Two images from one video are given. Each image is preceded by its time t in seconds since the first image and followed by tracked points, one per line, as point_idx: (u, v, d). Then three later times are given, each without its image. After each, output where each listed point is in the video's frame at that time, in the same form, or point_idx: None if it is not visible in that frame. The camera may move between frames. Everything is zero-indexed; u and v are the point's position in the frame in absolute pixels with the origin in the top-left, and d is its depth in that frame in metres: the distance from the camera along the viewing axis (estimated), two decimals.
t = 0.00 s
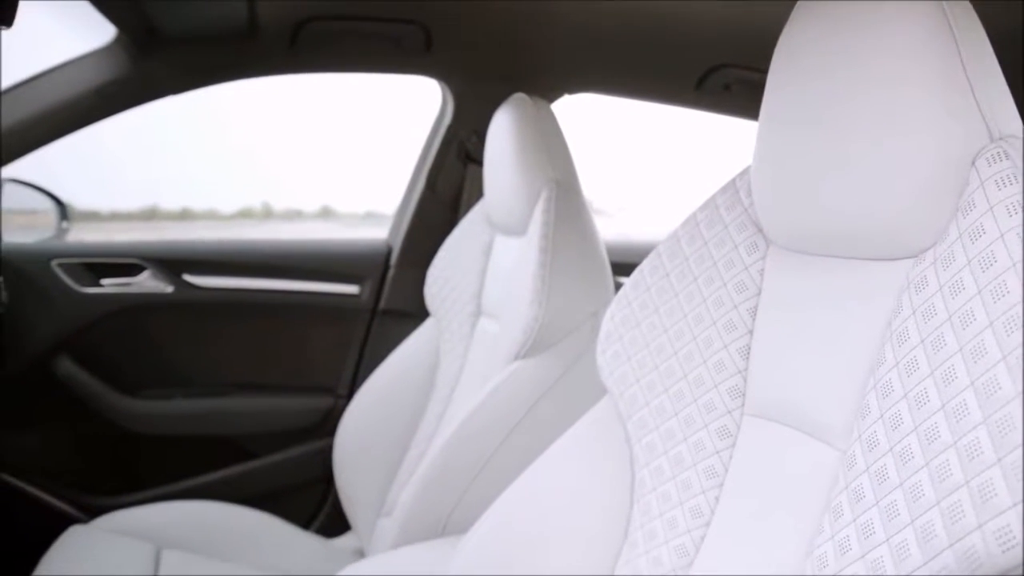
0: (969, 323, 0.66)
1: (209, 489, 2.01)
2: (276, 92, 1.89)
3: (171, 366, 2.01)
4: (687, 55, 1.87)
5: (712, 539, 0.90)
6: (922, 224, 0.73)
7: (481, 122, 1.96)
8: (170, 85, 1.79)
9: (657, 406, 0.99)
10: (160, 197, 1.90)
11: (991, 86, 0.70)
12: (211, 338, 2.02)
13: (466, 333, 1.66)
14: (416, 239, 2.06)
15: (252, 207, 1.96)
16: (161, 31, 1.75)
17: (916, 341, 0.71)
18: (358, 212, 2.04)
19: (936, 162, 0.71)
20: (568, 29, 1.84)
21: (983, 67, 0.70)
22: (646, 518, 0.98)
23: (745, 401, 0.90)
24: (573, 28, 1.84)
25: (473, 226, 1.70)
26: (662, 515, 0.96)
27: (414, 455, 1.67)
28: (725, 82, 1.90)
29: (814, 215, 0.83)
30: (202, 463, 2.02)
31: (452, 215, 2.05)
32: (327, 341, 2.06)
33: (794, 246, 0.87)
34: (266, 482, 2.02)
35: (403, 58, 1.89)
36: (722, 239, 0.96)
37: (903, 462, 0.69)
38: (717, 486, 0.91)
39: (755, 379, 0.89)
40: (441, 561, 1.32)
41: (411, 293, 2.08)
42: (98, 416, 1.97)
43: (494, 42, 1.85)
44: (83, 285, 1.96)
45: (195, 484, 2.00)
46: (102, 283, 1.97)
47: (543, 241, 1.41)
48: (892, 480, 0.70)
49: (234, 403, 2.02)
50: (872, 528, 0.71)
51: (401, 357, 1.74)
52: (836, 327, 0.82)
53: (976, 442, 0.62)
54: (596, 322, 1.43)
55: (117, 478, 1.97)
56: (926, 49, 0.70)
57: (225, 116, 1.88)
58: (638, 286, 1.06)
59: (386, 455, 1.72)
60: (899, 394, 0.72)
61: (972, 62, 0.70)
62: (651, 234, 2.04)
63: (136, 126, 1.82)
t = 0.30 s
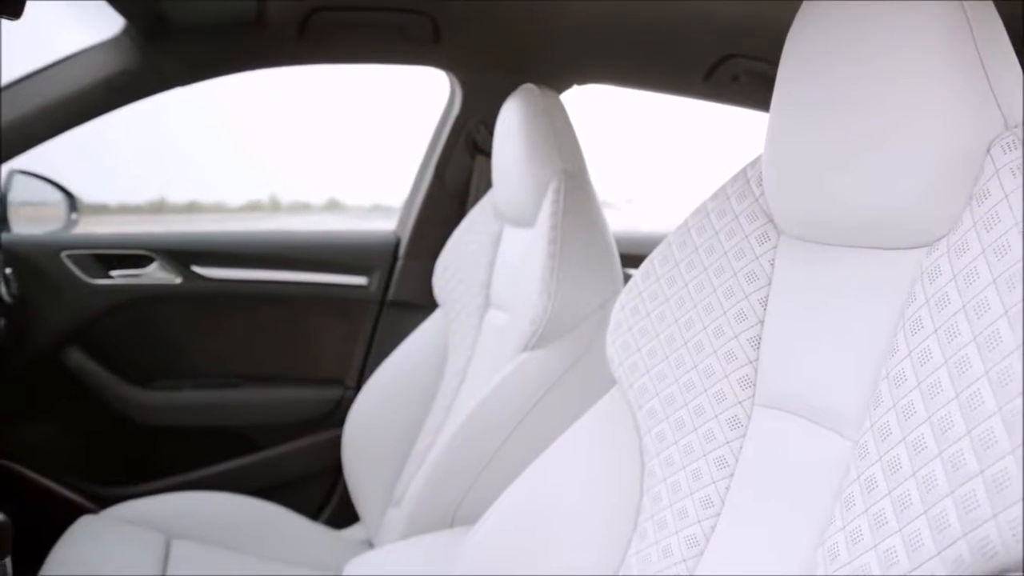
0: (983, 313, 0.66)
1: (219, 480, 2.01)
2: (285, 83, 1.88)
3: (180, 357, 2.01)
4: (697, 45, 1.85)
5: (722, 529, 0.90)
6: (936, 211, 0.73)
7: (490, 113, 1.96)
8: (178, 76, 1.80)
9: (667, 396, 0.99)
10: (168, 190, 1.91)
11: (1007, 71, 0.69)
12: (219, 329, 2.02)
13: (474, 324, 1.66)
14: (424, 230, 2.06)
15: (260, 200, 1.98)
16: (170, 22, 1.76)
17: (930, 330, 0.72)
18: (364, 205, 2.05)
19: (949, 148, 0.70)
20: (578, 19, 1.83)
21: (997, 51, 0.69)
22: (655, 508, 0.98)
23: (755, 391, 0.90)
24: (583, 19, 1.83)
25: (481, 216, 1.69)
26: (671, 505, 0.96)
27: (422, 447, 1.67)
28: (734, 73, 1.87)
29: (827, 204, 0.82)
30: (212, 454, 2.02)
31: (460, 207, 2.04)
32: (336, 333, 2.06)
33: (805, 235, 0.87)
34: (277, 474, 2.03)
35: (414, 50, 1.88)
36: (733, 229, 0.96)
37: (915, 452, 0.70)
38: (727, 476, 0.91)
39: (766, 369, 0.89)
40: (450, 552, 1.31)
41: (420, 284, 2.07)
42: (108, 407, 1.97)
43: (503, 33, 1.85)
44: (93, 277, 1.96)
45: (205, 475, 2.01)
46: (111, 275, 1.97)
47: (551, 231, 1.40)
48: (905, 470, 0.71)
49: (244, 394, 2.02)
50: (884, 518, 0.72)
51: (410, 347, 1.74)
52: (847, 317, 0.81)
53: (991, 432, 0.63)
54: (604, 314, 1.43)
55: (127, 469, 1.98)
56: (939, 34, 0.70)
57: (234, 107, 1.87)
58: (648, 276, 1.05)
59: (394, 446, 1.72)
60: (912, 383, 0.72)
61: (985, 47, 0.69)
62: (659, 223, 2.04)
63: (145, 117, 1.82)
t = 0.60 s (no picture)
0: (996, 303, 0.66)
1: (226, 472, 2.01)
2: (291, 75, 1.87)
3: (187, 349, 2.02)
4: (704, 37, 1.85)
5: (731, 521, 0.90)
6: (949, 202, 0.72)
7: (497, 105, 1.96)
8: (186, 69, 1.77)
9: (675, 387, 0.99)
10: (174, 184, 1.91)
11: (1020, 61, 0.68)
12: (228, 322, 2.02)
13: (481, 316, 1.66)
14: (432, 222, 2.06)
15: (266, 194, 1.97)
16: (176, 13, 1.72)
17: (941, 321, 0.71)
18: (371, 199, 2.05)
19: (964, 137, 0.69)
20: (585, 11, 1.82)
21: (1012, 42, 0.68)
22: (664, 499, 0.98)
23: (765, 382, 0.90)
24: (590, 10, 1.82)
25: (489, 208, 1.69)
26: (680, 497, 0.96)
27: (430, 439, 1.67)
28: (740, 65, 1.89)
29: (837, 194, 0.82)
30: (219, 446, 2.03)
31: (467, 199, 2.05)
32: (343, 325, 2.06)
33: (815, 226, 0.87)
34: (281, 464, 2.03)
35: (423, 43, 1.87)
36: (742, 220, 0.96)
37: (926, 443, 0.70)
38: (736, 467, 0.90)
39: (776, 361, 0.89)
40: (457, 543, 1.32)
41: (427, 276, 2.08)
42: (116, 400, 1.98)
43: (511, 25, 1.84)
44: (101, 270, 1.96)
45: (212, 467, 2.01)
46: (119, 267, 1.97)
47: (559, 223, 1.40)
48: (915, 461, 0.70)
49: (252, 386, 2.03)
50: (895, 510, 0.72)
51: (418, 338, 1.74)
52: (858, 308, 0.81)
53: (1003, 422, 0.63)
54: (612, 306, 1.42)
55: (135, 461, 1.98)
56: (955, 21, 0.69)
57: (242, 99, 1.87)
58: (657, 268, 1.04)
59: (402, 438, 1.72)
60: (923, 374, 0.72)
61: (1000, 39, 0.68)
62: (666, 219, 2.01)
63: (153, 109, 1.81)
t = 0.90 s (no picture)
0: (1012, 288, 0.66)
1: (235, 460, 2.01)
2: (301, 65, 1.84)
3: (198, 337, 2.02)
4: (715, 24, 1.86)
5: (744, 507, 0.89)
6: (962, 191, 0.73)
7: (506, 92, 1.95)
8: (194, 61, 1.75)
9: (686, 373, 0.98)
10: (182, 174, 1.93)
11: None
12: (237, 310, 2.02)
13: (491, 304, 1.67)
14: (440, 210, 2.05)
15: (273, 184, 1.99)
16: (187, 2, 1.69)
17: (956, 306, 0.72)
18: (379, 188, 2.04)
19: (981, 124, 0.69)
20: None
21: None
22: (676, 486, 0.98)
23: (777, 368, 0.90)
24: None
25: (498, 196, 1.69)
26: (692, 483, 0.95)
27: (440, 427, 1.66)
28: (751, 52, 1.90)
29: (852, 179, 0.82)
30: (230, 433, 2.03)
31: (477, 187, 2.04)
32: (353, 313, 2.06)
33: (830, 211, 0.86)
34: (291, 454, 2.03)
35: (434, 31, 1.85)
36: (754, 206, 0.95)
37: (941, 429, 0.71)
38: (748, 454, 0.90)
39: (789, 347, 0.89)
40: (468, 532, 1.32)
41: (437, 264, 2.07)
42: (127, 387, 1.98)
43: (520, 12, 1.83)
44: (110, 258, 1.96)
45: (222, 455, 2.01)
46: (129, 255, 1.97)
47: (570, 210, 1.39)
48: (931, 446, 0.71)
49: (261, 374, 2.03)
50: (909, 496, 0.73)
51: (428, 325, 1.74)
52: (873, 295, 0.81)
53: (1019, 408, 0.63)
54: (622, 293, 1.42)
55: (145, 448, 1.99)
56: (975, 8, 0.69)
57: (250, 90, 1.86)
58: (668, 255, 1.03)
59: (410, 426, 1.72)
60: (937, 359, 0.73)
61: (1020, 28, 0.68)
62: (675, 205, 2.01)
63: (161, 97, 1.79)
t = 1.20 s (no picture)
0: None
1: (244, 447, 2.01)
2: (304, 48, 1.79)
3: (208, 324, 2.03)
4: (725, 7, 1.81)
5: (755, 493, 0.89)
6: (975, 174, 0.72)
7: (514, 82, 1.95)
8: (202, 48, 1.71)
9: (697, 359, 0.98)
10: (191, 164, 1.93)
11: None
12: (246, 297, 2.03)
13: (500, 291, 1.66)
14: (449, 197, 2.05)
15: (281, 173, 1.99)
16: None
17: (972, 290, 0.72)
18: (386, 176, 2.03)
19: (991, 109, 0.69)
20: None
21: None
22: (687, 472, 0.97)
23: (789, 354, 0.90)
24: None
25: (508, 182, 1.68)
26: (702, 469, 0.95)
27: (449, 415, 1.66)
28: (763, 38, 1.83)
29: (863, 165, 0.81)
30: (240, 421, 2.04)
31: (485, 173, 2.04)
32: (362, 300, 2.06)
33: (841, 196, 0.86)
34: (301, 442, 2.03)
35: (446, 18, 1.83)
36: (766, 191, 0.95)
37: (956, 415, 0.71)
38: (760, 440, 0.90)
39: (801, 333, 0.89)
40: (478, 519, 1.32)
41: (445, 252, 2.07)
42: (137, 375, 1.98)
43: None
44: (120, 246, 1.96)
45: (230, 443, 2.00)
46: (139, 243, 1.97)
47: (580, 196, 1.39)
48: (944, 432, 0.71)
49: (271, 361, 2.03)
50: (922, 481, 0.73)
51: (437, 312, 1.73)
52: (887, 280, 0.81)
53: None
54: (632, 281, 1.41)
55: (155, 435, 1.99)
56: None
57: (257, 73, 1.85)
58: (679, 241, 1.03)
59: (419, 413, 1.71)
60: (953, 343, 0.73)
61: None
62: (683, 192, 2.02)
63: (169, 83, 1.77)
